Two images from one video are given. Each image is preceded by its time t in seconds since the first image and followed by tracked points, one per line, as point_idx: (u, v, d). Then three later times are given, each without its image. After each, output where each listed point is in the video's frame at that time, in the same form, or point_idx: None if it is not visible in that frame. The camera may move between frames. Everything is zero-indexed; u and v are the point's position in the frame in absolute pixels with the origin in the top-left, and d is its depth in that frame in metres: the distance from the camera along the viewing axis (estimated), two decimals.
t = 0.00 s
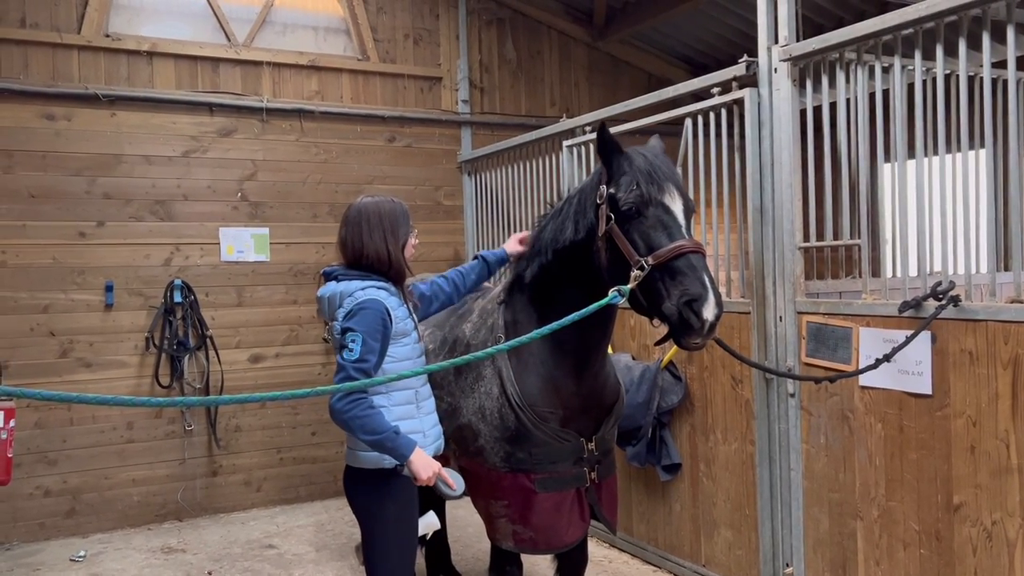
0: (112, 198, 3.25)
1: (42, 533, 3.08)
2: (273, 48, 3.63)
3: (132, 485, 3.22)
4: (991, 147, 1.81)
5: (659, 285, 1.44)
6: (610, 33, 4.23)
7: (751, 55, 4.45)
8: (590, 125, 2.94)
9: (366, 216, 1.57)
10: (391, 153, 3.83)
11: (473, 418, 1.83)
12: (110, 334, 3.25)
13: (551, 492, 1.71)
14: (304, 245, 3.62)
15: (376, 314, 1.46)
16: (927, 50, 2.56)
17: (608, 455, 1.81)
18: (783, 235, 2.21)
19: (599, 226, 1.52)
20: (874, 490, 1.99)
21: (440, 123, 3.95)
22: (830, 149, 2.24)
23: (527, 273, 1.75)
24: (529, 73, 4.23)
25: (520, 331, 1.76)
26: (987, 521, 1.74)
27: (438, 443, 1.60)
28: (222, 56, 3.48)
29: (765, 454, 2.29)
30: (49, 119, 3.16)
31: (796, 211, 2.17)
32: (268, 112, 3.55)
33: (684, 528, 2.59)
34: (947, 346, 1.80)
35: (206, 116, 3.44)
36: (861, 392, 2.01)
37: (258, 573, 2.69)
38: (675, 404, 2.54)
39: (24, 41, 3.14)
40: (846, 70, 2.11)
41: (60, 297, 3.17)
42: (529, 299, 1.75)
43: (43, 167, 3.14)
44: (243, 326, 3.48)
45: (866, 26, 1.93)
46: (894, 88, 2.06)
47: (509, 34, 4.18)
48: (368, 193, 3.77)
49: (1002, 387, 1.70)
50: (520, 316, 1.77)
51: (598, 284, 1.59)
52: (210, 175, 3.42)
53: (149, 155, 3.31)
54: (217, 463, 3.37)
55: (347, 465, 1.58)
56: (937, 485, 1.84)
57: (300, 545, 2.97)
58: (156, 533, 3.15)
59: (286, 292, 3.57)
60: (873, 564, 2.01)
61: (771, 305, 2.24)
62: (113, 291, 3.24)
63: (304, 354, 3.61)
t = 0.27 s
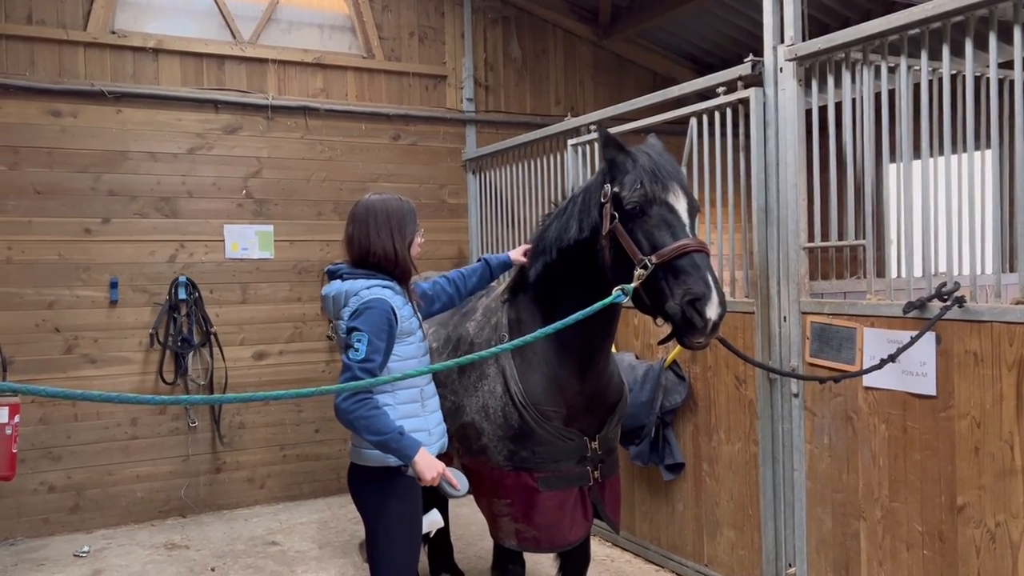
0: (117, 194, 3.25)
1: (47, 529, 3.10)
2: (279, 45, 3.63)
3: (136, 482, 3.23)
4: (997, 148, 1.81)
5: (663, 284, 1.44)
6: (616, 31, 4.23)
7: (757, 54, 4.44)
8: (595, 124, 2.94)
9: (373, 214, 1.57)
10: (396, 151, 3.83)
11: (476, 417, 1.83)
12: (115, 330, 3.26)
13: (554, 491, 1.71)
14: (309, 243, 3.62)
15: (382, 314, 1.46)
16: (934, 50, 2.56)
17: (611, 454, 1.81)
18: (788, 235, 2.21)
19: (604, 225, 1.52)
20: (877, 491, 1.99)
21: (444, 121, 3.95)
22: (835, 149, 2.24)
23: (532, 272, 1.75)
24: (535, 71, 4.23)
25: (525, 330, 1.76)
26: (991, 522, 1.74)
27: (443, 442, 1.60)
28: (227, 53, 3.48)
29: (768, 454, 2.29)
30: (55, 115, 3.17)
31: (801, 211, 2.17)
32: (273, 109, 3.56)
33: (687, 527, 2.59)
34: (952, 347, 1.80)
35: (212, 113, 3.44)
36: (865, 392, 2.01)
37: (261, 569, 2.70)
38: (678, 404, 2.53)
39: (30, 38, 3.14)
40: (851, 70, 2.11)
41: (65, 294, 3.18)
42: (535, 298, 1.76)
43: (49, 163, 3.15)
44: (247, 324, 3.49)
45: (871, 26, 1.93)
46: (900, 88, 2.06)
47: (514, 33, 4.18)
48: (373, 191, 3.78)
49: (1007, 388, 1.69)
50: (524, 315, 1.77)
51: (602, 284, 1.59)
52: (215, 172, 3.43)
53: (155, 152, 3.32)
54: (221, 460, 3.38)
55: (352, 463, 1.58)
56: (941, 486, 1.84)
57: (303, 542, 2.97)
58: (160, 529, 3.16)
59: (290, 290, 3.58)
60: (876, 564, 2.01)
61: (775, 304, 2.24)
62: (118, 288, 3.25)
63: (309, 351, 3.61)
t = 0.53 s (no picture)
0: (124, 189, 3.26)
1: (53, 522, 3.11)
2: (286, 40, 3.64)
3: (142, 475, 3.25)
4: (1006, 147, 1.80)
5: (669, 282, 1.43)
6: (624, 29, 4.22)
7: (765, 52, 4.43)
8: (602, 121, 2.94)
9: (382, 210, 1.56)
10: (403, 148, 3.83)
11: (481, 414, 1.84)
12: (122, 324, 3.27)
13: (559, 488, 1.71)
14: (315, 239, 3.63)
15: (393, 313, 1.45)
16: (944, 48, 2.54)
17: (616, 452, 1.80)
18: (795, 234, 2.20)
19: (610, 222, 1.51)
20: (883, 491, 1.98)
21: (451, 118, 3.95)
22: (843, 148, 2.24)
23: (538, 269, 1.75)
24: (542, 68, 4.22)
25: (531, 327, 1.76)
26: (997, 523, 1.73)
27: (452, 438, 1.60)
28: (235, 49, 3.49)
29: (774, 453, 2.28)
30: (63, 110, 3.18)
31: (808, 210, 2.16)
32: (280, 105, 3.56)
33: (692, 526, 2.59)
34: (959, 347, 1.79)
35: (219, 108, 3.45)
36: (872, 392, 2.00)
37: (266, 564, 2.71)
38: (684, 402, 2.53)
39: (39, 32, 3.15)
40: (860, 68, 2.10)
41: (72, 288, 3.19)
42: (540, 295, 1.76)
43: (57, 158, 3.16)
44: (253, 319, 3.50)
45: (881, 25, 1.92)
46: (909, 87, 2.05)
47: (522, 29, 4.18)
48: (380, 188, 3.78)
49: (1014, 389, 1.69)
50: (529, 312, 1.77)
51: (607, 281, 1.59)
52: (223, 167, 3.44)
53: (162, 147, 3.33)
54: (226, 455, 3.39)
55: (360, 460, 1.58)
56: (947, 486, 1.83)
57: (308, 537, 2.98)
58: (165, 522, 3.17)
59: (296, 285, 3.59)
60: (881, 564, 2.00)
61: (782, 303, 2.24)
62: (125, 282, 3.26)
63: (315, 347, 3.62)
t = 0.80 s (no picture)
0: (131, 181, 3.26)
1: (58, 513, 3.12)
2: (294, 33, 3.62)
3: (146, 468, 3.25)
4: (1021, 147, 1.77)
5: (675, 279, 1.42)
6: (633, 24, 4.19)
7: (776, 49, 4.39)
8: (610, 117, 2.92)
9: (389, 206, 1.56)
10: (410, 142, 3.82)
11: (485, 411, 1.82)
12: (127, 317, 3.27)
13: (564, 486, 1.70)
14: (321, 233, 3.62)
15: (402, 306, 1.44)
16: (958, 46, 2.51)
17: (621, 451, 1.79)
18: (805, 233, 2.18)
19: (616, 219, 1.50)
20: (890, 493, 1.96)
21: (459, 113, 3.93)
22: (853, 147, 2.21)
23: (544, 266, 1.74)
24: (550, 64, 4.20)
25: (536, 324, 1.75)
26: (1005, 527, 1.71)
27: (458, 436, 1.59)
28: (243, 41, 3.48)
29: (780, 453, 2.26)
30: (70, 101, 3.17)
31: (818, 209, 2.14)
32: (288, 98, 3.55)
33: (697, 525, 2.57)
34: (970, 349, 1.77)
35: (226, 101, 3.44)
36: (880, 393, 1.98)
37: (269, 558, 2.70)
38: (689, 401, 2.52)
39: (47, 24, 3.15)
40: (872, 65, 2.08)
41: (78, 280, 3.19)
42: (546, 292, 1.74)
43: (64, 149, 3.16)
44: (259, 313, 3.49)
45: (894, 21, 1.89)
46: (921, 85, 2.02)
47: (530, 24, 4.15)
48: (386, 182, 3.77)
49: None
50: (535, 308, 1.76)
51: (614, 278, 1.58)
52: (229, 160, 3.43)
53: (169, 139, 3.32)
54: (231, 448, 3.39)
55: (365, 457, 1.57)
56: (956, 489, 1.81)
57: (311, 531, 2.98)
58: (169, 515, 3.17)
59: (302, 279, 3.58)
60: (887, 567, 1.98)
61: (790, 302, 2.22)
62: (131, 275, 3.26)
63: (320, 341, 3.61)
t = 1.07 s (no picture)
0: (132, 169, 3.23)
1: (56, 503, 3.10)
2: (298, 22, 3.58)
3: (145, 459, 3.23)
4: None
5: (678, 279, 1.38)
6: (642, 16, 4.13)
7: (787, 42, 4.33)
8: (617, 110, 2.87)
9: (376, 204, 1.51)
10: (414, 134, 3.78)
11: (484, 409, 1.79)
12: (127, 307, 3.24)
13: (563, 488, 1.67)
14: (324, 224, 3.58)
15: (383, 303, 1.42)
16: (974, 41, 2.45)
17: (623, 452, 1.75)
18: (814, 230, 2.13)
19: (619, 217, 1.45)
20: (898, 498, 1.92)
21: (464, 104, 3.88)
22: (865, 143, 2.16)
23: (546, 262, 1.70)
24: (557, 55, 4.15)
25: (538, 322, 1.71)
26: (1016, 536, 1.67)
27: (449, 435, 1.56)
28: (246, 30, 3.44)
29: (785, 455, 2.22)
30: (71, 88, 3.14)
31: (827, 206, 2.09)
32: (291, 87, 3.51)
33: (699, 526, 2.54)
34: (982, 352, 1.72)
35: (229, 90, 3.40)
36: (889, 396, 1.94)
37: (266, 553, 2.68)
38: (693, 400, 2.48)
39: (48, 10, 3.11)
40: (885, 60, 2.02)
41: (78, 269, 3.16)
42: (548, 289, 1.70)
43: (65, 137, 3.13)
44: (260, 304, 3.46)
45: (909, 15, 1.84)
46: (937, 81, 1.97)
47: (538, 15, 4.10)
48: (390, 174, 3.73)
49: None
50: (537, 305, 1.72)
51: (617, 276, 1.54)
52: (232, 149, 3.40)
53: (171, 128, 3.29)
54: (230, 440, 3.37)
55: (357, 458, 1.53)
56: (965, 496, 1.77)
57: (310, 526, 2.95)
58: (168, 507, 3.15)
59: (304, 271, 3.55)
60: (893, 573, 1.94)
61: (797, 301, 2.17)
62: (131, 264, 3.23)
63: (321, 334, 3.58)
